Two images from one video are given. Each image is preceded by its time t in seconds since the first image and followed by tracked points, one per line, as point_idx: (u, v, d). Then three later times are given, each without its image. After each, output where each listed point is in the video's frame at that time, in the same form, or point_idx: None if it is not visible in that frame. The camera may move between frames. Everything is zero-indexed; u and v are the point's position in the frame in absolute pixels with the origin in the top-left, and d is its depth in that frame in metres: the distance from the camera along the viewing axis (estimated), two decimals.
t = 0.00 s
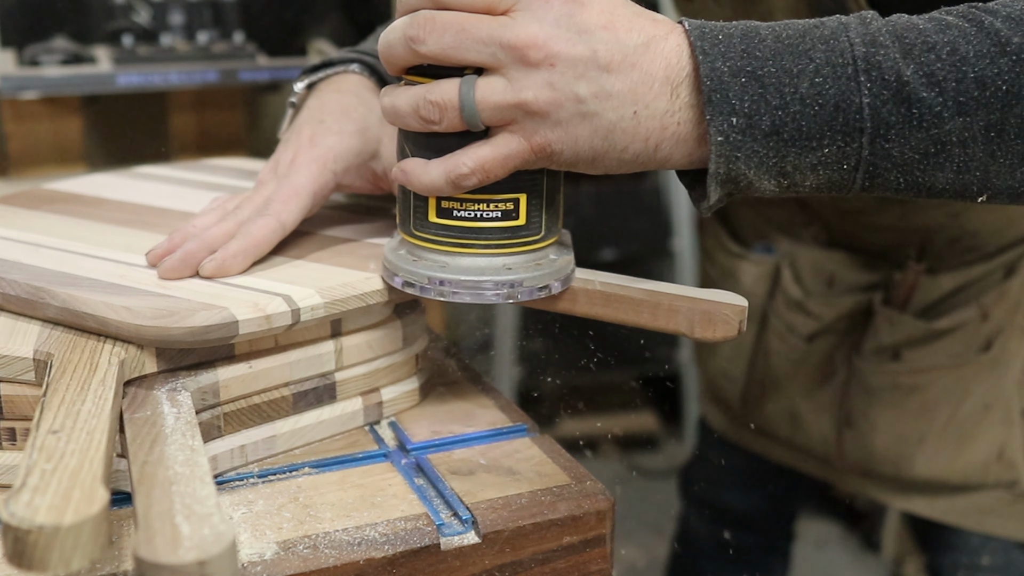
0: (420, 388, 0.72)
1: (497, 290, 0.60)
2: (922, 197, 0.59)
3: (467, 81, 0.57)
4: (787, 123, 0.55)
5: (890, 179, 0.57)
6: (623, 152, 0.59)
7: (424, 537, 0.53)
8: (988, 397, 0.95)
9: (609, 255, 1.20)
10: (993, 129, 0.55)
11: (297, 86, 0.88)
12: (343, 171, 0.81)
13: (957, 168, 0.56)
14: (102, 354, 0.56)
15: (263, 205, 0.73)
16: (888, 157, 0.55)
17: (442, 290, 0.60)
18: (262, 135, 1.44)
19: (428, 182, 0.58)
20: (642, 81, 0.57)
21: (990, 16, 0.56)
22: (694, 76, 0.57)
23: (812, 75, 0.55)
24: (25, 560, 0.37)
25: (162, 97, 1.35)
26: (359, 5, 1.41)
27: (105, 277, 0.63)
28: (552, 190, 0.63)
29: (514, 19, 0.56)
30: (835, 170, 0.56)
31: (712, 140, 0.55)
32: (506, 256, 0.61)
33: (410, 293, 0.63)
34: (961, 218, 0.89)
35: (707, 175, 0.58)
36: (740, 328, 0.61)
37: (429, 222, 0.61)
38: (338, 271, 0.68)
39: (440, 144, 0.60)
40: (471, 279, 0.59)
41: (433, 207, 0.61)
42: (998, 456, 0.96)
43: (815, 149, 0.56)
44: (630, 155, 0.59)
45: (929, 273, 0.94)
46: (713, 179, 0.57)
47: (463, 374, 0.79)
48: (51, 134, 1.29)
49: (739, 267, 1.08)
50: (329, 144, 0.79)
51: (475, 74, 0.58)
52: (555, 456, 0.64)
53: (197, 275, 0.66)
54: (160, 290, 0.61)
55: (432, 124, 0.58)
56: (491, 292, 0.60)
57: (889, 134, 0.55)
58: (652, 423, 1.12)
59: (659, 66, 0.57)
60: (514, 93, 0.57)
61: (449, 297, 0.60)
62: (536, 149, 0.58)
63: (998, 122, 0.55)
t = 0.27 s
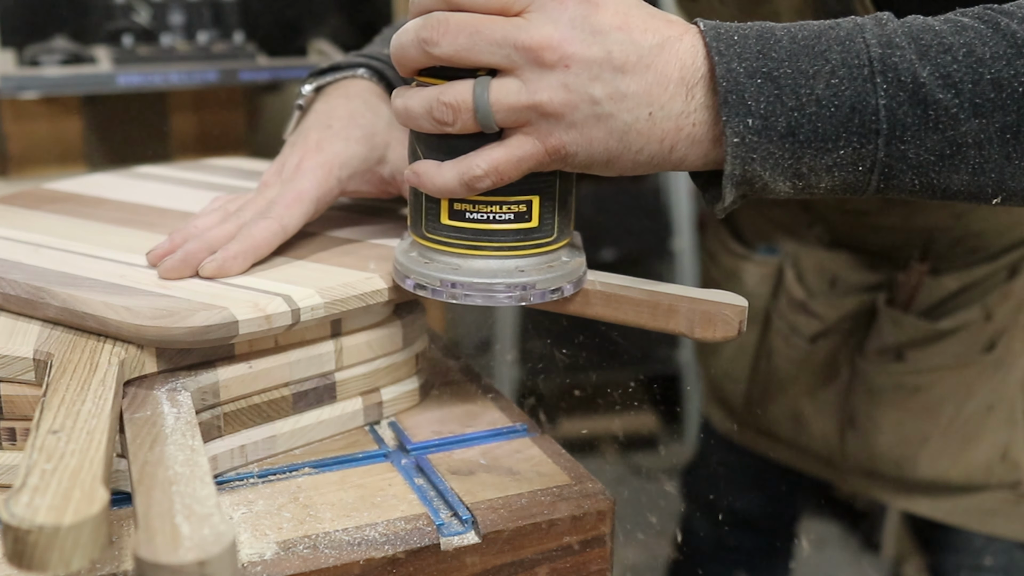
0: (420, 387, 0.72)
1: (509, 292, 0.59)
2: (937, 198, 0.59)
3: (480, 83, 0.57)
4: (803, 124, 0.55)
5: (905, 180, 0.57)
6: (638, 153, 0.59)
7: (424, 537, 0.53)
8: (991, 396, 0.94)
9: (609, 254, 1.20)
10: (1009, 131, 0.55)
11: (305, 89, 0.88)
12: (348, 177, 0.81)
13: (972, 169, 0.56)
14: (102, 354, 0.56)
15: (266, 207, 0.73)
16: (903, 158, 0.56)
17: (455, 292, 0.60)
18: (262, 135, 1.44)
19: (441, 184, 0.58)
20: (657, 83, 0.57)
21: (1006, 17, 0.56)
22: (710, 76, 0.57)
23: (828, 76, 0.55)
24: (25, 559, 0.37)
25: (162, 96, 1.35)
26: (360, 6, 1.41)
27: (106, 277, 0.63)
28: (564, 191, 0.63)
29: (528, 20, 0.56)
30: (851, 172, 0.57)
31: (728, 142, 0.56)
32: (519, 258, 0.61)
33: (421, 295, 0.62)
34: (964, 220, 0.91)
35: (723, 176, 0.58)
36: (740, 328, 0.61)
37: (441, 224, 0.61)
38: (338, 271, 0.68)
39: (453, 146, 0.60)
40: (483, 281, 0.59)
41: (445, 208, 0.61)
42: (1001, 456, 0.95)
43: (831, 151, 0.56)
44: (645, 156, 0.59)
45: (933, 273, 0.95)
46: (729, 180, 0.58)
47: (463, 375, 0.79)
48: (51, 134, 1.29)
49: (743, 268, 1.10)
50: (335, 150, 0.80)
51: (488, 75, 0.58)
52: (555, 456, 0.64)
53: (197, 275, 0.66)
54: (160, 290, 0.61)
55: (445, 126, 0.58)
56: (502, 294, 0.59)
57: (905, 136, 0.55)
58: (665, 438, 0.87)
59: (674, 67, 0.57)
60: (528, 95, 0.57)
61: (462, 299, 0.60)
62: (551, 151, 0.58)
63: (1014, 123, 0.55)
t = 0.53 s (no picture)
0: (420, 388, 0.72)
1: (517, 294, 0.59)
2: (946, 199, 0.59)
3: (490, 84, 0.56)
4: (812, 125, 0.55)
5: (915, 181, 0.57)
6: (647, 154, 0.59)
7: (424, 537, 0.53)
8: (994, 396, 0.95)
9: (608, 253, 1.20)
10: (1018, 131, 0.55)
11: (309, 90, 0.88)
12: (352, 181, 0.80)
13: (982, 170, 0.56)
14: (102, 354, 0.56)
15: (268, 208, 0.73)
16: (912, 159, 0.56)
17: (462, 293, 0.59)
18: (262, 135, 1.44)
19: (450, 185, 0.58)
20: (665, 83, 0.57)
21: (1016, 17, 0.56)
22: (718, 76, 0.57)
23: (837, 77, 0.55)
24: (25, 560, 0.37)
25: (162, 96, 1.35)
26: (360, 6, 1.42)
27: (106, 277, 0.63)
28: (572, 192, 0.63)
29: (537, 20, 0.56)
30: (859, 172, 0.57)
31: (738, 142, 0.56)
32: (526, 260, 0.61)
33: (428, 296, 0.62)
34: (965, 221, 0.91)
35: (732, 177, 0.59)
36: (740, 328, 0.61)
37: (449, 225, 0.61)
38: (338, 271, 0.68)
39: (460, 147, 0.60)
40: (491, 283, 0.59)
41: (453, 210, 0.60)
42: (1003, 456, 0.96)
43: (840, 151, 0.56)
44: (654, 157, 0.59)
45: (936, 273, 0.96)
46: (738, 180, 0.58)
47: (462, 374, 0.79)
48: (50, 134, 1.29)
49: (745, 268, 1.10)
50: (339, 154, 0.79)
51: (497, 76, 0.57)
52: (555, 456, 0.64)
53: (196, 275, 0.66)
54: (160, 290, 0.61)
55: (453, 127, 0.58)
56: (510, 296, 0.59)
57: (914, 136, 0.55)
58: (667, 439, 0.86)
59: (683, 67, 0.57)
60: (538, 95, 0.57)
61: (469, 300, 0.60)
62: (560, 153, 0.58)
63: None
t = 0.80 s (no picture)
0: (420, 388, 0.72)
1: (527, 296, 0.58)
2: (957, 198, 0.59)
3: (501, 84, 0.56)
4: (825, 125, 0.55)
5: (926, 181, 0.57)
6: (660, 155, 0.59)
7: (424, 537, 0.53)
8: (993, 395, 0.94)
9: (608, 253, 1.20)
10: None
11: (315, 93, 0.89)
12: (355, 187, 0.80)
13: (993, 169, 0.56)
14: (102, 354, 0.56)
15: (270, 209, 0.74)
16: (924, 159, 0.56)
17: (473, 296, 0.59)
18: (262, 135, 1.44)
19: (461, 187, 0.58)
20: (678, 83, 0.57)
21: None
22: (732, 77, 0.57)
23: (850, 77, 0.55)
24: (25, 560, 0.37)
25: (162, 96, 1.35)
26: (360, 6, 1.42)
27: (106, 277, 0.63)
28: (582, 194, 0.62)
29: (549, 21, 0.56)
30: (872, 172, 0.57)
31: (752, 143, 0.56)
32: (537, 261, 0.60)
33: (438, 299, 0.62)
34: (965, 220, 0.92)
35: (745, 177, 0.59)
36: (740, 328, 0.61)
37: (459, 227, 0.61)
38: (337, 271, 0.68)
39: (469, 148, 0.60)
40: (502, 285, 0.59)
41: (463, 211, 0.60)
42: (1003, 456, 0.95)
43: (852, 151, 0.56)
44: (667, 157, 0.59)
45: (935, 273, 0.95)
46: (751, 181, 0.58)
47: (462, 375, 0.79)
48: (51, 134, 1.29)
49: (746, 268, 1.10)
50: (343, 158, 0.79)
51: (508, 77, 0.57)
52: (555, 457, 0.64)
53: (197, 275, 0.65)
54: (160, 290, 0.61)
55: (465, 128, 0.58)
56: (521, 297, 0.58)
57: (927, 136, 0.55)
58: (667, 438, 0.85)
59: (695, 67, 0.57)
60: (550, 96, 0.56)
61: (479, 303, 0.59)
62: (572, 154, 0.58)
63: None
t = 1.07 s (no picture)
0: (420, 388, 0.72)
1: (539, 298, 0.58)
2: (968, 199, 0.59)
3: (516, 86, 0.56)
4: (839, 125, 0.55)
5: (939, 181, 0.57)
6: (675, 156, 0.59)
7: (424, 537, 0.53)
8: (993, 394, 0.95)
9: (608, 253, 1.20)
10: None
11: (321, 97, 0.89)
12: (359, 192, 0.80)
13: (1005, 170, 0.57)
14: (102, 354, 0.56)
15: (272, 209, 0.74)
16: (937, 159, 0.56)
17: (486, 298, 0.58)
18: (262, 135, 1.44)
19: (475, 189, 0.58)
20: (693, 84, 0.57)
21: None
22: (746, 78, 0.57)
23: (864, 78, 0.55)
24: (25, 560, 0.37)
25: (162, 96, 1.35)
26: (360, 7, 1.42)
27: (106, 277, 0.63)
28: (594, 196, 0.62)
29: (564, 22, 0.56)
30: (885, 173, 0.57)
31: (766, 143, 0.56)
32: (549, 263, 0.60)
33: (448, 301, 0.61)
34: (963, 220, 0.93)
35: (759, 178, 0.59)
36: (740, 328, 0.61)
37: (471, 228, 0.60)
38: (337, 271, 0.68)
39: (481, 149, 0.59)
40: (515, 287, 0.58)
41: (476, 213, 0.60)
42: (1004, 455, 0.96)
43: (866, 152, 0.56)
44: (681, 158, 0.59)
45: (935, 273, 0.96)
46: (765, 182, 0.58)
47: (462, 375, 0.79)
48: (50, 134, 1.29)
49: (746, 267, 1.10)
50: (348, 163, 0.80)
51: (522, 78, 0.57)
52: (555, 457, 0.64)
53: (197, 276, 0.65)
54: (160, 290, 0.61)
55: (479, 130, 0.58)
56: (533, 300, 0.58)
57: (940, 137, 0.55)
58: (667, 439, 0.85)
59: (710, 67, 0.57)
60: (566, 97, 0.56)
61: (493, 305, 0.59)
62: (587, 155, 0.58)
63: None
